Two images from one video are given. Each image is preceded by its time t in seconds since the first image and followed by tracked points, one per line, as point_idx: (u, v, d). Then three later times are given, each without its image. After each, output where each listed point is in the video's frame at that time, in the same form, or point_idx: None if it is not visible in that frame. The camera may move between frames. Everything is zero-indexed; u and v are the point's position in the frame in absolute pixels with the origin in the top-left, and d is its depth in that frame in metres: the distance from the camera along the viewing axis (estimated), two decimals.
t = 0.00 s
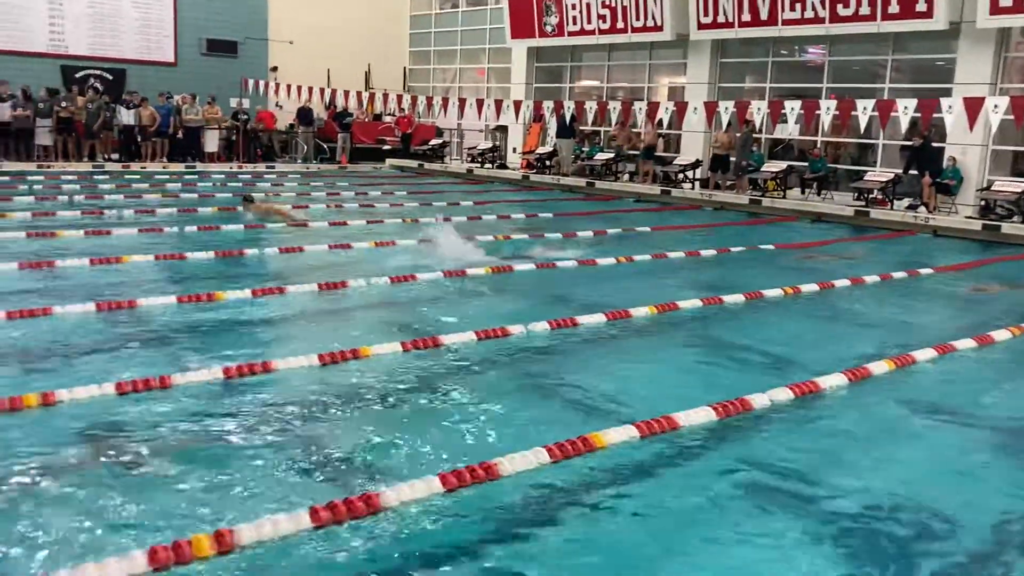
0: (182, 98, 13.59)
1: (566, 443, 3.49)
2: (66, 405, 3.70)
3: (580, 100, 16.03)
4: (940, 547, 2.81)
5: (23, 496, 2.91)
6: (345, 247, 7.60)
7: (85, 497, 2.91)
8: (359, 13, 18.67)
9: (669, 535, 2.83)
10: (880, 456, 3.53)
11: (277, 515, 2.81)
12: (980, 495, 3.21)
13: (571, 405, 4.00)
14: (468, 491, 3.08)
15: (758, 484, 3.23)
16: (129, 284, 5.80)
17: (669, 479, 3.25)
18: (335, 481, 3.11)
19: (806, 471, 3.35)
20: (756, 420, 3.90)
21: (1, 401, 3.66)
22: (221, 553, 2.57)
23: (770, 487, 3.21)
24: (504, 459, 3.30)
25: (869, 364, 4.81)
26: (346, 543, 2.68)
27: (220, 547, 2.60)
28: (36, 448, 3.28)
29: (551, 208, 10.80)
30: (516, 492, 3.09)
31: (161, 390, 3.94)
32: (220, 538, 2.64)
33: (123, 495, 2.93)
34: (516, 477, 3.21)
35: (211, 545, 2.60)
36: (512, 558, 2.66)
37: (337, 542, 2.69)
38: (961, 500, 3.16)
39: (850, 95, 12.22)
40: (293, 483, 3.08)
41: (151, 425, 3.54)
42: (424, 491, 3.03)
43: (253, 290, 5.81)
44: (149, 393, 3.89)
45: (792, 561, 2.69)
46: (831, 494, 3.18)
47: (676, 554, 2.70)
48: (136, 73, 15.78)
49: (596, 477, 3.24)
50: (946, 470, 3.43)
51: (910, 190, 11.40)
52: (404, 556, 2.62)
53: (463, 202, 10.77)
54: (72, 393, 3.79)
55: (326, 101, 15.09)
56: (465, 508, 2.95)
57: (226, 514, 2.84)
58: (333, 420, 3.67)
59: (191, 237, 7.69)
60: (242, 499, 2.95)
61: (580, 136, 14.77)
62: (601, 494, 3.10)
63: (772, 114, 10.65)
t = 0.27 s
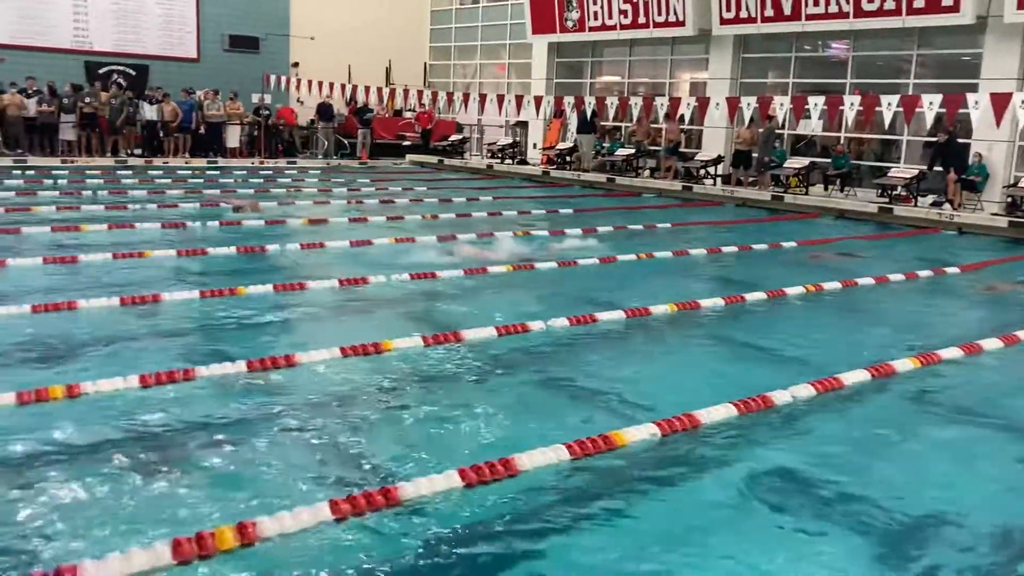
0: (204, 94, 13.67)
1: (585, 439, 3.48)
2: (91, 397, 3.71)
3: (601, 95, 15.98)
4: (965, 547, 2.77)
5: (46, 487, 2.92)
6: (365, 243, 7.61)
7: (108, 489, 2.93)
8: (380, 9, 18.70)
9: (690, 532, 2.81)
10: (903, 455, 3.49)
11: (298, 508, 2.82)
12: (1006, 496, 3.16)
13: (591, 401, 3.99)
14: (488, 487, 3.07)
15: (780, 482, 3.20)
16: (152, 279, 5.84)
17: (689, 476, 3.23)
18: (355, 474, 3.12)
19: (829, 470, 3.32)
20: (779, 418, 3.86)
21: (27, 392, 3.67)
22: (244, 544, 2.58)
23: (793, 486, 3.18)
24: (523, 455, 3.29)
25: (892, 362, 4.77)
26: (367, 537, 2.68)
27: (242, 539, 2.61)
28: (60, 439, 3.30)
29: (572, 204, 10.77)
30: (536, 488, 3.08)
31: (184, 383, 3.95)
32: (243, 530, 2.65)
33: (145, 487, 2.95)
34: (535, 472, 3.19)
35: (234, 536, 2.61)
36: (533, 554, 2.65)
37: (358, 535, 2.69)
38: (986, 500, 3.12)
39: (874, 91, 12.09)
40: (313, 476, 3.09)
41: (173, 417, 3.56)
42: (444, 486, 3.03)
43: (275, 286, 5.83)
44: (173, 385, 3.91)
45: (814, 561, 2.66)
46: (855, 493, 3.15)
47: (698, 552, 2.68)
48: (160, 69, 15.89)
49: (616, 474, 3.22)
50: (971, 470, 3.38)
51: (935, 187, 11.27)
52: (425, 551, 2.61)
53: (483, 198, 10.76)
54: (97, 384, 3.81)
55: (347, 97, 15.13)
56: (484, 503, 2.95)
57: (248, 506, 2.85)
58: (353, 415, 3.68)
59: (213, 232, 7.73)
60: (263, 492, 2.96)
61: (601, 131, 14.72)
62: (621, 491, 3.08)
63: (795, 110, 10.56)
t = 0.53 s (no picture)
0: (228, 89, 13.75)
1: (606, 434, 3.47)
2: (117, 390, 3.73)
3: (624, 90, 15.92)
4: (992, 549, 2.74)
5: (72, 479, 2.95)
6: (388, 238, 7.63)
7: (133, 482, 2.95)
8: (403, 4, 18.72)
9: (713, 530, 2.79)
10: (927, 455, 3.45)
11: (321, 502, 2.83)
12: None
13: (613, 398, 3.97)
14: (509, 483, 3.06)
15: (803, 481, 3.18)
16: (177, 273, 5.88)
17: (712, 473, 3.21)
18: (377, 469, 3.12)
19: (852, 469, 3.29)
20: (802, 415, 3.83)
21: (55, 384, 3.70)
22: (269, 539, 2.60)
23: (815, 484, 3.16)
24: (544, 451, 3.28)
25: (916, 360, 4.72)
26: (390, 533, 2.69)
27: (267, 534, 2.62)
28: (86, 431, 3.32)
29: (595, 200, 10.74)
30: (557, 484, 3.07)
31: (209, 376, 3.97)
32: (268, 525, 2.66)
33: (170, 480, 2.97)
34: (556, 468, 3.18)
35: (259, 531, 2.63)
36: (554, 551, 2.64)
37: (381, 531, 2.70)
38: (1013, 501, 3.08)
39: (899, 86, 11.97)
40: (335, 470, 3.10)
41: (198, 411, 3.58)
42: (466, 481, 3.02)
43: (299, 281, 5.85)
44: (198, 379, 3.93)
45: (838, 561, 2.64)
46: (879, 492, 3.12)
47: (720, 550, 2.67)
48: (184, 64, 16.00)
49: (638, 471, 3.21)
50: (998, 469, 3.34)
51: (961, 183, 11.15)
52: (447, 548, 2.62)
53: (505, 194, 10.76)
54: (124, 378, 3.84)
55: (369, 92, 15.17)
56: (505, 499, 2.95)
57: (273, 500, 2.87)
58: (375, 409, 3.68)
59: (237, 227, 7.77)
60: (287, 486, 2.97)
61: (623, 127, 14.67)
62: (643, 488, 3.07)
63: (820, 105, 10.47)
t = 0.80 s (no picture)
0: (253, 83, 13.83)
1: (630, 430, 3.45)
2: (145, 382, 3.76)
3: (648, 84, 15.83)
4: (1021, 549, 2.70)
5: (100, 470, 2.98)
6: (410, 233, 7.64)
7: (159, 473, 2.97)
8: None
9: (737, 528, 2.77)
10: (956, 454, 3.41)
11: (346, 495, 2.84)
12: None
13: (636, 393, 3.95)
14: (532, 478, 3.06)
15: (829, 479, 3.15)
16: (203, 267, 5.92)
17: (736, 470, 3.18)
18: (401, 462, 3.13)
19: (879, 468, 3.25)
20: (829, 412, 3.79)
21: (84, 376, 3.73)
22: (295, 530, 2.61)
23: (841, 482, 3.12)
24: (568, 445, 3.27)
25: (944, 357, 4.66)
26: (412, 526, 2.69)
27: (292, 525, 2.63)
28: (115, 423, 3.35)
29: (619, 194, 10.70)
30: (581, 478, 3.07)
31: (235, 369, 3.99)
32: (293, 516, 2.67)
33: (196, 471, 2.99)
34: (580, 463, 3.17)
35: (285, 522, 2.63)
36: (578, 547, 2.63)
37: (405, 524, 2.70)
38: None
39: (928, 80, 11.81)
40: (360, 463, 3.11)
41: (224, 404, 3.60)
42: (490, 474, 3.02)
43: (323, 275, 5.88)
44: (224, 372, 3.95)
45: (864, 560, 2.61)
46: (906, 491, 3.08)
47: (745, 547, 2.65)
48: (210, 58, 16.10)
49: (662, 466, 3.19)
50: None
51: (990, 178, 11.00)
52: (471, 541, 2.62)
53: (528, 188, 10.76)
54: (151, 370, 3.87)
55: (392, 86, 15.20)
56: (530, 493, 2.94)
57: (297, 491, 2.88)
58: (399, 402, 3.69)
59: (262, 221, 7.82)
60: (311, 478, 2.98)
61: (647, 121, 14.60)
62: (667, 484, 3.05)
63: (847, 99, 10.35)
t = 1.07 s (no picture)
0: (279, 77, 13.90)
1: (655, 423, 3.43)
2: (173, 373, 3.79)
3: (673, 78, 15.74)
4: None
5: (128, 458, 3.00)
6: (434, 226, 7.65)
7: (186, 461, 2.98)
8: None
9: (762, 522, 2.75)
10: (984, 450, 3.37)
11: (370, 484, 2.84)
12: None
13: (661, 387, 3.93)
14: (556, 470, 3.04)
15: (856, 474, 3.11)
16: (229, 259, 5.96)
17: (762, 465, 3.16)
18: (425, 453, 3.13)
19: (906, 464, 3.21)
20: (855, 408, 3.75)
21: (113, 367, 3.76)
22: (320, 519, 2.61)
23: (869, 477, 3.09)
24: (592, 438, 3.26)
25: (972, 353, 4.60)
26: (438, 516, 2.69)
27: (318, 513, 2.64)
28: (142, 412, 3.38)
29: (643, 188, 10.66)
30: (606, 471, 3.05)
31: (261, 360, 4.01)
32: (319, 504, 2.68)
33: (223, 459, 3.00)
34: (605, 455, 3.16)
35: (311, 510, 2.64)
36: (603, 540, 2.62)
37: (429, 514, 2.70)
38: None
39: (957, 74, 11.66)
40: (384, 453, 3.12)
41: (250, 394, 3.62)
42: (514, 466, 3.01)
43: (348, 267, 5.90)
44: (251, 363, 3.97)
45: (891, 556, 2.59)
46: (935, 488, 3.05)
47: (772, 542, 2.63)
48: (236, 53, 16.19)
49: (687, 460, 3.17)
50: None
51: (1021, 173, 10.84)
52: (496, 533, 2.61)
53: (552, 182, 10.75)
54: (178, 361, 3.90)
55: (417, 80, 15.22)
56: (554, 485, 2.93)
57: (322, 480, 2.89)
58: (423, 394, 3.69)
59: (287, 213, 7.85)
60: (336, 467, 2.99)
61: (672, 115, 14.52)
62: (692, 478, 3.03)
63: (875, 93, 10.24)
